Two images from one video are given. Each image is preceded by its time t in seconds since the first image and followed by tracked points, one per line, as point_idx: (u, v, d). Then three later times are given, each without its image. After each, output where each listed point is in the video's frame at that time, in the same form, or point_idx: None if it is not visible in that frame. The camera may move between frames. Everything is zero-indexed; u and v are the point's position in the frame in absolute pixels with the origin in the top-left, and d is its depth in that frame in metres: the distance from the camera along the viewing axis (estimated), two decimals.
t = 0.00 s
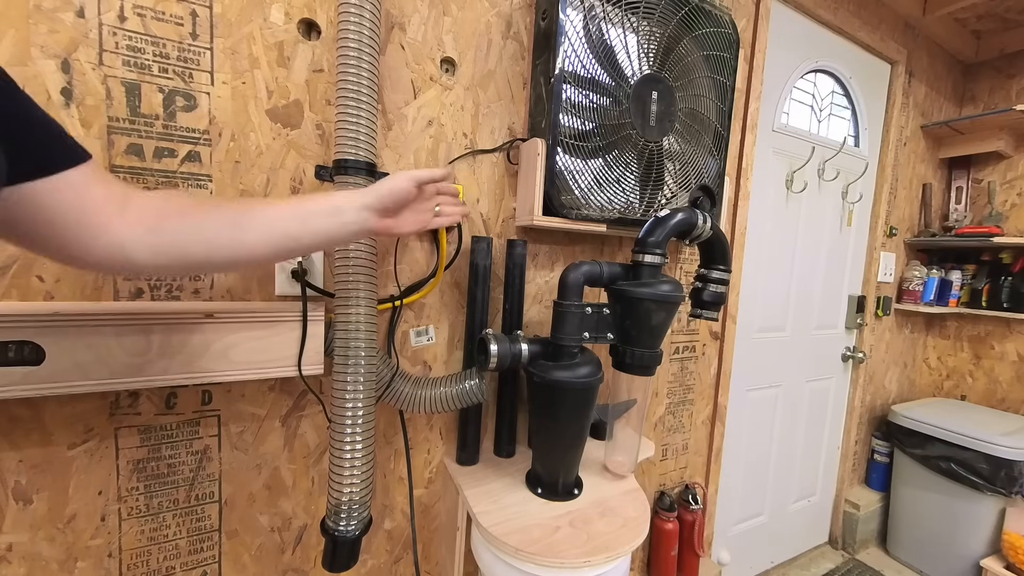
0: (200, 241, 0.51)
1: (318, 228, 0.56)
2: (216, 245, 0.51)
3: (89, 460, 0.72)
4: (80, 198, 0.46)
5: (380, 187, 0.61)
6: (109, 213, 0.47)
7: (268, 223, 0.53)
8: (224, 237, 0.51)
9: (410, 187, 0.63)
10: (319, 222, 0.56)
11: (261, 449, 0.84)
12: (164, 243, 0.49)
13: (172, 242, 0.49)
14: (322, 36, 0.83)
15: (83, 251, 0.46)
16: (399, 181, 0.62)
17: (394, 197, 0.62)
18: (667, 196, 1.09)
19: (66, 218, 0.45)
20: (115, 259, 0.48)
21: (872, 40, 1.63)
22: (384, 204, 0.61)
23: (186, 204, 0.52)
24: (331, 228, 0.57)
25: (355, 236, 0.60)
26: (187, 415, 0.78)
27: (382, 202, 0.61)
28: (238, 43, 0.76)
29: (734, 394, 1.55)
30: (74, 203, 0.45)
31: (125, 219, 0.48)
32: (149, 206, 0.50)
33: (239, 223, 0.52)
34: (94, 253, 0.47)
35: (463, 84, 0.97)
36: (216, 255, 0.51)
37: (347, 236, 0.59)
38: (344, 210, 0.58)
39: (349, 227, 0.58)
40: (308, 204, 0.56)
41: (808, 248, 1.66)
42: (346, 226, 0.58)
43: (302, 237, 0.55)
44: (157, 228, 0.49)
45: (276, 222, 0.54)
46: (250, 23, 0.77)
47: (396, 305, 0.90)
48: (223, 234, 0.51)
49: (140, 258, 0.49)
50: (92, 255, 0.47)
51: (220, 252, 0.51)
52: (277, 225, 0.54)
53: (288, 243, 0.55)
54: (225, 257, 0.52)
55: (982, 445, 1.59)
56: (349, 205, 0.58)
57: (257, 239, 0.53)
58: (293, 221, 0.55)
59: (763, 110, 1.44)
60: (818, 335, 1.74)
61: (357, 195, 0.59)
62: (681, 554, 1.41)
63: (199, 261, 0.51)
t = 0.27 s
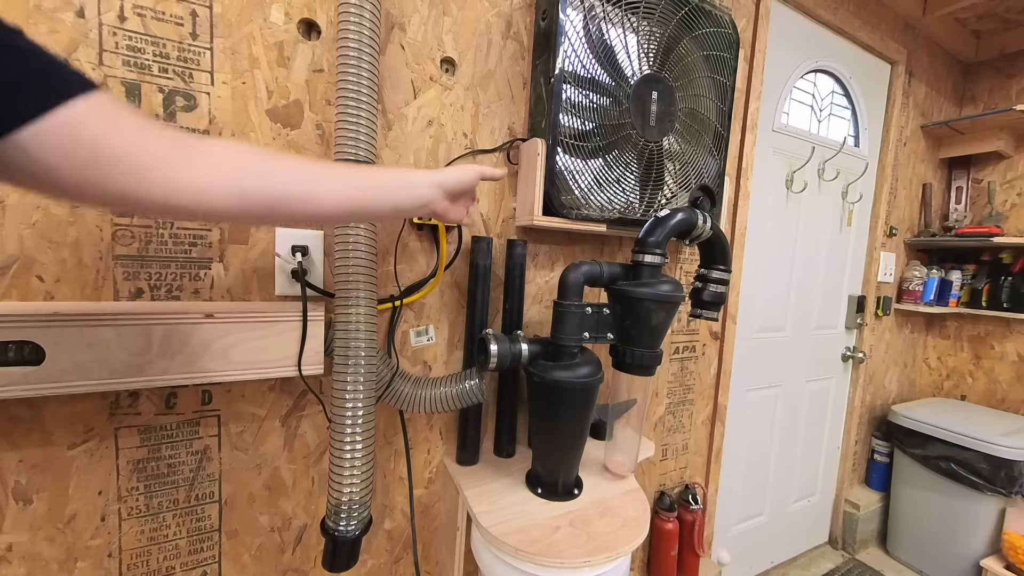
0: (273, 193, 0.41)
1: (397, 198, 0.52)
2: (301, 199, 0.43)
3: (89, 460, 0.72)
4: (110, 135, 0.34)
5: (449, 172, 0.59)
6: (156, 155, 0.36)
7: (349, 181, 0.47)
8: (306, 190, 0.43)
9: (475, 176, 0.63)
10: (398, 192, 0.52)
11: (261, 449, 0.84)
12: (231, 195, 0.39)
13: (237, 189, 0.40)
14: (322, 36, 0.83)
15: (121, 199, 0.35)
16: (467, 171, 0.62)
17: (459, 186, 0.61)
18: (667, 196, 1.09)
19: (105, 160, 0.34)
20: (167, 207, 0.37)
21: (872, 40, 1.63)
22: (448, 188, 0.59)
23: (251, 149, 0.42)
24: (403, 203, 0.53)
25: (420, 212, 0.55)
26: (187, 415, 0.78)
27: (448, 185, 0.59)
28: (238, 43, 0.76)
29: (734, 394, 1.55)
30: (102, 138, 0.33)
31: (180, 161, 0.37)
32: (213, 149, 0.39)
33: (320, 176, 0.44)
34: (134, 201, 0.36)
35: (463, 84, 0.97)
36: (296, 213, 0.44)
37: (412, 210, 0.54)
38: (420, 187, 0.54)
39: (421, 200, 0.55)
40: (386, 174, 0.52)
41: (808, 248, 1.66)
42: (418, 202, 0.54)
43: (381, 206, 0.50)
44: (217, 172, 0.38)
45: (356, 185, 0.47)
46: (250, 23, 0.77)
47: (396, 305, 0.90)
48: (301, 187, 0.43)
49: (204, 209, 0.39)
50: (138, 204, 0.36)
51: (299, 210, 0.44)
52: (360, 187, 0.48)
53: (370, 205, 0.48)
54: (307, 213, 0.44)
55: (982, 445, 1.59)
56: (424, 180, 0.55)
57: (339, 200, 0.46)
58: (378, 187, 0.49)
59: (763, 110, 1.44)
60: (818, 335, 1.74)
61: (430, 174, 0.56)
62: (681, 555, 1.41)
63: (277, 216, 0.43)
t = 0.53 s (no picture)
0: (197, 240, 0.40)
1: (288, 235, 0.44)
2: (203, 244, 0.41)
3: (89, 460, 0.72)
4: (56, 190, 0.36)
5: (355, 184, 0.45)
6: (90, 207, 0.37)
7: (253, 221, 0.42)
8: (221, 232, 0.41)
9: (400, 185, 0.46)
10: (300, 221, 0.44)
11: (261, 449, 0.84)
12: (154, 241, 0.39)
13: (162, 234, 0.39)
14: (322, 36, 0.83)
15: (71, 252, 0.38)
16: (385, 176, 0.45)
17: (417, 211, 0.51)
18: (667, 196, 1.09)
19: (41, 217, 0.36)
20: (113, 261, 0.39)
21: (872, 40, 1.63)
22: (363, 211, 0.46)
23: (181, 193, 0.41)
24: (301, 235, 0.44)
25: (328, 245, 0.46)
26: (187, 415, 0.78)
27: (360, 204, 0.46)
28: (238, 43, 0.76)
29: (734, 394, 1.55)
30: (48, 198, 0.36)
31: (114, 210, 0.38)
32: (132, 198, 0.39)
33: (238, 221, 0.41)
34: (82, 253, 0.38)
35: (463, 84, 0.97)
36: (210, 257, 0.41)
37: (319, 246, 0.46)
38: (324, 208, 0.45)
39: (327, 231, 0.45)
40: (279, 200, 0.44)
41: (808, 248, 1.66)
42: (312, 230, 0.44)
43: (288, 240, 0.43)
44: (141, 219, 0.39)
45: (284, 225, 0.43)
46: (250, 23, 0.77)
47: (396, 305, 0.90)
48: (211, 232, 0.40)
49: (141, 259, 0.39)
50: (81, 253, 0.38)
51: (212, 255, 0.41)
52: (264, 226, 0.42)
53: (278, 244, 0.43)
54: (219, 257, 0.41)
55: (982, 445, 1.59)
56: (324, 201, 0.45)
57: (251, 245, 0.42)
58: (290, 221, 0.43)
59: (763, 110, 1.44)
60: (818, 335, 1.74)
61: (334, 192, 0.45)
62: (681, 555, 1.41)
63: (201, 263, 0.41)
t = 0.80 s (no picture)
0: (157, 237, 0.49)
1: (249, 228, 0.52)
2: (171, 244, 0.50)
3: (89, 460, 0.72)
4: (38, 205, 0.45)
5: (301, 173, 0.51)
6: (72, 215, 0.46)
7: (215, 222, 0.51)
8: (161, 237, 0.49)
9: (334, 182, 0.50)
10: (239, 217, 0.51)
11: (261, 449, 0.84)
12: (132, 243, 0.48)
13: (137, 238, 0.48)
14: (322, 36, 0.83)
15: (57, 258, 0.47)
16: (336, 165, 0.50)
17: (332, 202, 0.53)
18: (667, 196, 1.09)
19: (41, 225, 0.45)
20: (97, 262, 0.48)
21: (872, 40, 1.63)
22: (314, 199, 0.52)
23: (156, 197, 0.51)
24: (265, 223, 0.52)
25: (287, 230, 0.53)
26: (187, 415, 0.78)
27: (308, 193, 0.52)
28: (237, 43, 0.76)
29: (734, 394, 1.55)
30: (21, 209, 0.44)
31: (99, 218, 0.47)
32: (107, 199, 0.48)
33: (178, 220, 0.50)
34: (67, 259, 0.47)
35: (463, 84, 0.97)
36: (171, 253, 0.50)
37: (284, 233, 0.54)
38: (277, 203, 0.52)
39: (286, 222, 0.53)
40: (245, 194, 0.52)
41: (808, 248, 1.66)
42: (272, 222, 0.52)
43: (233, 234, 0.51)
44: (122, 223, 0.48)
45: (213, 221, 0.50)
46: (250, 23, 0.77)
47: (396, 305, 0.90)
48: (167, 231, 0.49)
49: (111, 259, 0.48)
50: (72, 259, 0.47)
51: (170, 250, 0.50)
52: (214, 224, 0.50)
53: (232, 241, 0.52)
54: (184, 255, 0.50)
55: (982, 445, 1.59)
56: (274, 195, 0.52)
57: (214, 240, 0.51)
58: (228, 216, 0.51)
59: (763, 110, 1.44)
60: (818, 335, 1.74)
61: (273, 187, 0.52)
62: (681, 555, 1.41)
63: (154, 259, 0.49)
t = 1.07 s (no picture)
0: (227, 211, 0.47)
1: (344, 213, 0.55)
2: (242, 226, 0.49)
3: (89, 460, 0.72)
4: (98, 177, 0.42)
5: (401, 178, 0.59)
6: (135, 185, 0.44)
7: (290, 203, 0.51)
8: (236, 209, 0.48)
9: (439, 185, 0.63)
10: (336, 204, 0.54)
11: (260, 449, 0.84)
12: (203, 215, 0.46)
13: (207, 212, 0.47)
14: (322, 36, 0.83)
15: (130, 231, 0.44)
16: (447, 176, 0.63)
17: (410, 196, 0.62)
18: (667, 196, 1.09)
19: (103, 195, 0.42)
20: (164, 235, 0.46)
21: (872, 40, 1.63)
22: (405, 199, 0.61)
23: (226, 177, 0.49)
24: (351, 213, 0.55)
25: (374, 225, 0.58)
26: (187, 415, 0.78)
27: (404, 195, 0.60)
28: (237, 43, 0.76)
29: (734, 394, 1.55)
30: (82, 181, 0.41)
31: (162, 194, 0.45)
32: (172, 175, 0.46)
33: (262, 199, 0.49)
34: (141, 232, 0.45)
35: (463, 84, 0.97)
36: (245, 233, 0.49)
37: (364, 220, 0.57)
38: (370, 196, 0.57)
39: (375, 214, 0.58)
40: (331, 186, 0.54)
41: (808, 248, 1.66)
42: (365, 214, 0.56)
43: (318, 219, 0.53)
44: (195, 198, 0.46)
45: (294, 202, 0.51)
46: (250, 23, 0.77)
47: (396, 305, 0.90)
48: (248, 210, 0.48)
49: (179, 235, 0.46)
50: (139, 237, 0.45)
51: (246, 226, 0.49)
52: (298, 206, 0.51)
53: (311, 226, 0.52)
54: (258, 233, 0.49)
55: (982, 445, 1.59)
56: (375, 189, 0.57)
57: (287, 222, 0.51)
58: (317, 201, 0.52)
59: (763, 110, 1.44)
60: (818, 335, 1.74)
61: (365, 185, 0.57)
62: (681, 555, 1.41)
63: (224, 233, 0.48)
